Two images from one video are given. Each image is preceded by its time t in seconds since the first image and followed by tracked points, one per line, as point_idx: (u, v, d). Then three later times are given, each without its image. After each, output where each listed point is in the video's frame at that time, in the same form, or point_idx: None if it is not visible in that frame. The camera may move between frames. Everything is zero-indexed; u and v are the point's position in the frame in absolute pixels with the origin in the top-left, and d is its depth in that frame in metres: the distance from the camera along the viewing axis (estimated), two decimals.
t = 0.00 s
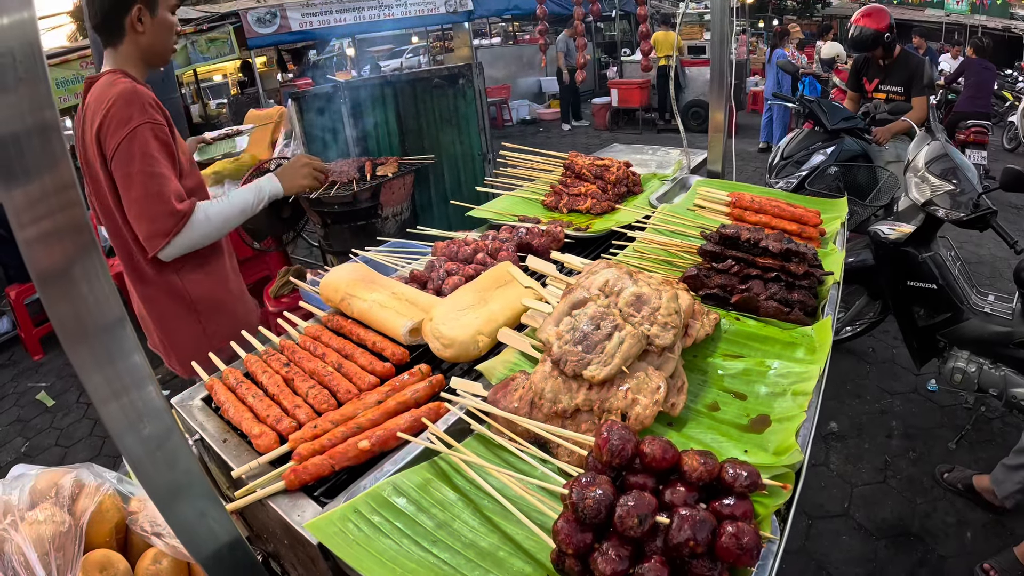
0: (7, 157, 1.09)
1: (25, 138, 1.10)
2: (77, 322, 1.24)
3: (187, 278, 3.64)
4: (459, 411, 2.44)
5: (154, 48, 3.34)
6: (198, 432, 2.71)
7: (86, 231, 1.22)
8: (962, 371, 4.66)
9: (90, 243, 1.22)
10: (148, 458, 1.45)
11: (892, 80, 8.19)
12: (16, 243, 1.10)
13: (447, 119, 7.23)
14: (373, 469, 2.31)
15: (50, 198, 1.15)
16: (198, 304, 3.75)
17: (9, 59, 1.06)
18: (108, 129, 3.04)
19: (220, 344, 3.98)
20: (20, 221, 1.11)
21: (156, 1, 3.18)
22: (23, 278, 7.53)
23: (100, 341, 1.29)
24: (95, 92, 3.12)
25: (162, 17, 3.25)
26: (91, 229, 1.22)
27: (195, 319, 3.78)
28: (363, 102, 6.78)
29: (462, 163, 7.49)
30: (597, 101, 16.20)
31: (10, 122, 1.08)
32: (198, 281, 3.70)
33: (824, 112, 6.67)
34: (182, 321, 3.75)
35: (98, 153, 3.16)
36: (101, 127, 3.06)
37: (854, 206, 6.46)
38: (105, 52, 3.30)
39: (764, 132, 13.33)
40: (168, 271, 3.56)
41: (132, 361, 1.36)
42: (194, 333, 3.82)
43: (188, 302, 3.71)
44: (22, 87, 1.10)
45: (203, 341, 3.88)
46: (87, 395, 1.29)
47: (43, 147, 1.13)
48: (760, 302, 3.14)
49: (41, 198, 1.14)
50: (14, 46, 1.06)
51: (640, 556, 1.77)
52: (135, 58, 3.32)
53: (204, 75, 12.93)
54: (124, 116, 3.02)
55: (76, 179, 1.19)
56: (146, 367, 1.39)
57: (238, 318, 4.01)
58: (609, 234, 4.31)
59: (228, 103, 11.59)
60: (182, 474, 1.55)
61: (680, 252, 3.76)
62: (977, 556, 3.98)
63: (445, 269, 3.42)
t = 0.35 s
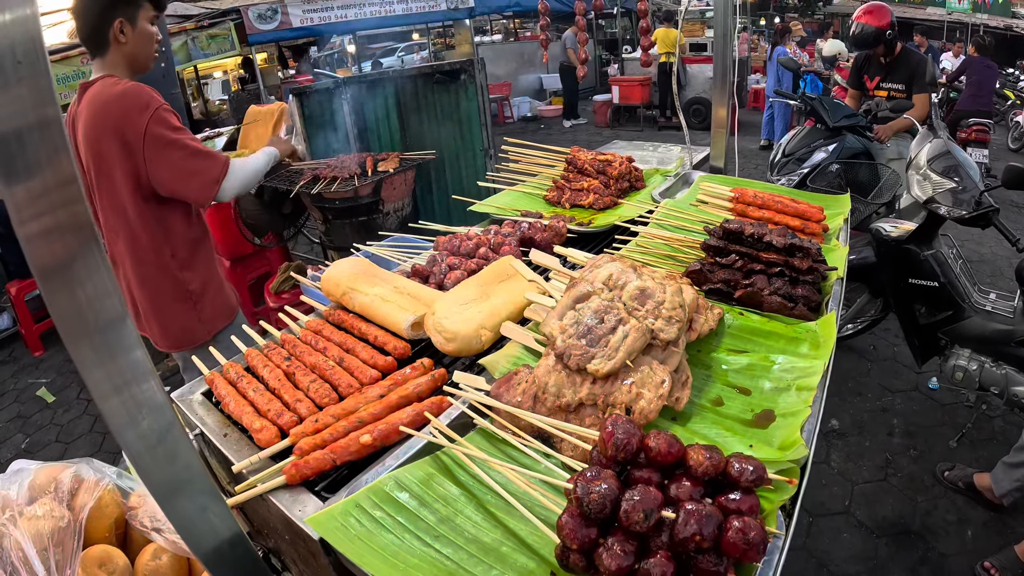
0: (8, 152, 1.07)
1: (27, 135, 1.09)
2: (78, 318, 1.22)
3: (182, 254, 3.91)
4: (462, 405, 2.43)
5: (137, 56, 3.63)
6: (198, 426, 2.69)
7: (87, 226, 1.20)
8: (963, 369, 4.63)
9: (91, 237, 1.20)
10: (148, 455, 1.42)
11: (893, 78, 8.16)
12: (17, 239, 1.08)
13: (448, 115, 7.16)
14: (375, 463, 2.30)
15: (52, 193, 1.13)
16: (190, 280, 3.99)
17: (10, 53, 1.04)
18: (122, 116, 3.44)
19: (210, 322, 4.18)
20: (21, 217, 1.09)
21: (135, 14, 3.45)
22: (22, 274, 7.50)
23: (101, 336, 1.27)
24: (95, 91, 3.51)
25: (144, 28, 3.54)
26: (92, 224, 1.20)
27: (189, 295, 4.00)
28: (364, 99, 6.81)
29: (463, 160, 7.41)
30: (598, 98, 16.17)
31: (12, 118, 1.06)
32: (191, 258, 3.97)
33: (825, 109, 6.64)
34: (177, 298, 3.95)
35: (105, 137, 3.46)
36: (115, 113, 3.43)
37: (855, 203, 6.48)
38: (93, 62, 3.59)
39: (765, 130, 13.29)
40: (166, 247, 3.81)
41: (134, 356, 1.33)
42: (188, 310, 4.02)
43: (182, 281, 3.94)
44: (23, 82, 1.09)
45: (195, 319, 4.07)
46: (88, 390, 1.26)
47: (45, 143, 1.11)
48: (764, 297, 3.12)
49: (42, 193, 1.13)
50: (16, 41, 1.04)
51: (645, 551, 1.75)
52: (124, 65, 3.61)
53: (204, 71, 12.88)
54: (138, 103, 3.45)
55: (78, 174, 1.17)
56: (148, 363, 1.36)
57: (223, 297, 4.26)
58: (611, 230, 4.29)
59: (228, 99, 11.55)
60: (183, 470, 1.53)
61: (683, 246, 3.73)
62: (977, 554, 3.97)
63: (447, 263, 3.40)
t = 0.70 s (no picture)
0: (12, 146, 1.07)
1: (32, 129, 1.09)
2: (82, 312, 1.23)
3: (182, 236, 3.93)
4: (464, 401, 2.44)
5: (128, 56, 3.69)
6: (200, 421, 2.70)
7: (92, 220, 1.20)
8: (964, 368, 4.63)
9: (95, 232, 1.21)
10: (151, 450, 1.43)
11: (895, 76, 8.14)
12: (22, 232, 1.08)
13: (450, 111, 7.17)
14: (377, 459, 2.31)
15: (56, 187, 1.14)
16: (189, 262, 4.00)
17: (15, 48, 1.05)
18: (124, 100, 3.49)
19: (208, 306, 4.17)
20: (26, 211, 1.10)
21: (122, 15, 3.51)
22: (24, 271, 7.52)
23: (105, 330, 1.27)
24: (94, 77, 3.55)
25: (132, 29, 3.59)
26: (96, 217, 1.20)
27: (187, 276, 4.01)
28: (366, 96, 6.80)
29: (465, 155, 7.43)
30: (599, 96, 16.15)
31: (17, 113, 1.07)
32: (191, 241, 3.99)
33: (827, 107, 6.61)
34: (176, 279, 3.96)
35: (105, 120, 3.49)
36: (116, 95, 3.48)
37: (857, 202, 6.45)
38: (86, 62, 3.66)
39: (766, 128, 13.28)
40: (166, 228, 3.84)
41: (137, 350, 1.34)
42: (186, 293, 4.02)
43: (180, 263, 3.96)
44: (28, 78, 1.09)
45: (193, 301, 4.07)
46: (92, 384, 1.27)
47: (50, 137, 1.11)
48: (765, 295, 3.13)
49: (48, 187, 1.13)
50: (21, 37, 1.05)
51: (647, 547, 1.76)
52: (118, 64, 3.67)
53: (206, 67, 12.89)
54: (139, 87, 3.52)
55: (82, 168, 1.17)
56: (151, 357, 1.37)
57: (220, 281, 4.26)
58: (612, 227, 4.30)
59: (229, 96, 11.55)
60: (188, 463, 1.54)
61: (685, 244, 3.74)
62: (977, 552, 3.98)
63: (448, 260, 3.41)
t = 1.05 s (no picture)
0: (12, 143, 1.06)
1: (33, 125, 1.08)
2: (82, 308, 1.22)
3: (177, 233, 3.93)
4: (465, 398, 2.44)
5: (128, 53, 3.67)
6: (200, 418, 2.70)
7: (92, 216, 1.19)
8: (965, 367, 4.58)
9: (95, 228, 1.20)
10: (151, 446, 1.42)
11: (898, 74, 8.11)
12: (22, 229, 1.07)
13: (450, 106, 7.15)
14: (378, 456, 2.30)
15: (57, 184, 1.13)
16: (183, 260, 3.99)
17: (14, 44, 1.04)
18: (121, 95, 3.47)
19: (201, 304, 4.17)
20: (26, 208, 1.09)
21: (121, 14, 3.49)
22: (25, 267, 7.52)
23: (105, 327, 1.26)
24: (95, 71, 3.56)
25: (131, 27, 3.56)
26: (97, 213, 1.19)
27: (180, 274, 4.00)
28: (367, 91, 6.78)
29: (465, 150, 7.40)
30: (600, 93, 16.12)
31: (17, 109, 1.06)
32: (186, 238, 3.98)
33: (829, 105, 6.58)
34: (169, 276, 3.96)
35: (103, 115, 3.49)
36: (114, 91, 3.46)
37: (859, 200, 6.44)
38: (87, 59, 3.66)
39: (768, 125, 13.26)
40: (161, 224, 3.83)
41: (137, 347, 1.33)
42: (179, 289, 4.02)
43: (175, 260, 3.96)
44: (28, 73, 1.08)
45: (185, 298, 4.07)
46: (92, 381, 1.26)
47: (50, 133, 1.10)
48: (767, 293, 3.12)
49: (48, 184, 1.12)
50: (21, 33, 1.04)
51: (649, 545, 1.75)
52: (117, 61, 3.65)
53: (207, 63, 12.87)
54: (135, 83, 3.48)
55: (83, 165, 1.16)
56: (151, 353, 1.36)
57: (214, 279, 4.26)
58: (614, 224, 4.29)
59: (230, 92, 11.53)
60: (189, 461, 1.53)
61: (686, 241, 3.73)
62: (977, 551, 3.98)
63: (450, 256, 3.39)
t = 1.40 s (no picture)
0: (13, 140, 1.04)
1: (33, 122, 1.06)
2: (82, 304, 1.20)
3: (175, 234, 3.90)
4: (468, 394, 2.42)
5: (131, 47, 3.64)
6: (201, 414, 2.68)
7: (93, 213, 1.18)
8: (966, 366, 4.58)
9: (96, 224, 1.18)
10: (151, 443, 1.41)
11: (900, 73, 8.09)
12: (21, 226, 1.05)
13: (453, 104, 7.16)
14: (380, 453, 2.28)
15: (58, 181, 1.11)
16: (180, 261, 3.98)
17: (16, 40, 1.01)
18: (117, 95, 3.43)
19: (199, 305, 4.15)
20: (27, 206, 1.07)
21: (126, 5, 3.45)
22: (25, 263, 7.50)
23: (106, 322, 1.25)
24: (93, 69, 3.52)
25: (135, 20, 3.53)
26: (98, 210, 1.18)
27: (178, 276, 3.99)
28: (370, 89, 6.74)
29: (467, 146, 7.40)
30: (601, 90, 16.10)
31: (17, 105, 1.04)
32: (184, 239, 3.96)
33: (832, 103, 6.57)
34: (167, 277, 3.94)
35: (99, 114, 3.46)
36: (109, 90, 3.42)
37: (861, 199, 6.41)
38: (89, 50, 3.65)
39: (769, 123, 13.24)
40: (158, 225, 3.81)
41: (138, 343, 1.31)
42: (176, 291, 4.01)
43: (172, 261, 3.94)
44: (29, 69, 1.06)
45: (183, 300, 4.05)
46: (92, 378, 1.24)
47: (51, 130, 1.08)
48: (771, 290, 3.11)
49: (49, 181, 1.10)
50: (22, 29, 1.02)
51: (653, 543, 1.74)
52: (119, 56, 3.64)
53: (208, 59, 12.87)
54: (130, 82, 3.42)
55: (85, 162, 1.14)
56: (152, 350, 1.34)
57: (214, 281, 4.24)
58: (617, 220, 4.27)
59: (231, 87, 11.51)
60: (189, 457, 1.51)
61: (690, 238, 3.71)
62: (977, 551, 3.97)
63: (452, 252, 3.38)
